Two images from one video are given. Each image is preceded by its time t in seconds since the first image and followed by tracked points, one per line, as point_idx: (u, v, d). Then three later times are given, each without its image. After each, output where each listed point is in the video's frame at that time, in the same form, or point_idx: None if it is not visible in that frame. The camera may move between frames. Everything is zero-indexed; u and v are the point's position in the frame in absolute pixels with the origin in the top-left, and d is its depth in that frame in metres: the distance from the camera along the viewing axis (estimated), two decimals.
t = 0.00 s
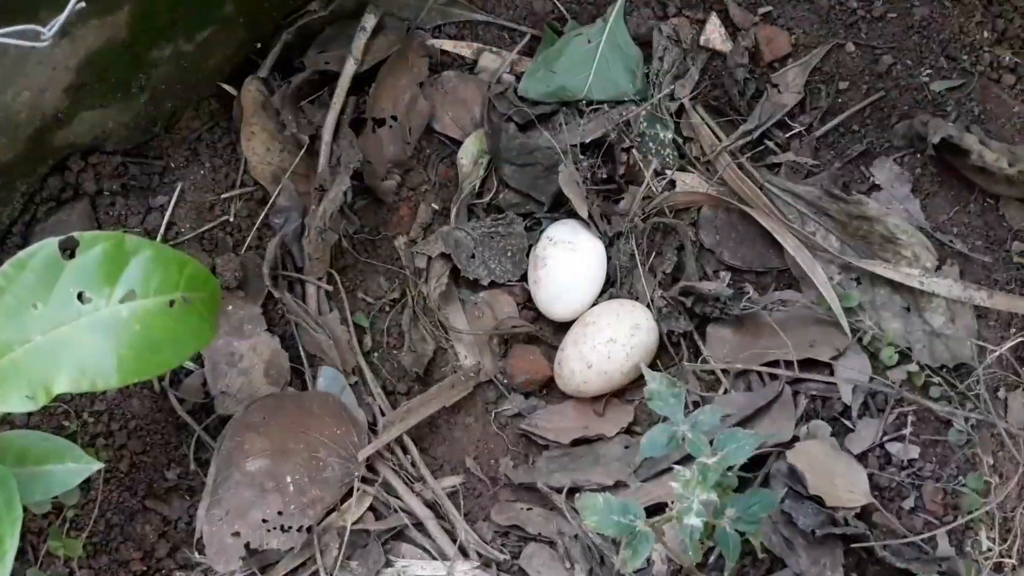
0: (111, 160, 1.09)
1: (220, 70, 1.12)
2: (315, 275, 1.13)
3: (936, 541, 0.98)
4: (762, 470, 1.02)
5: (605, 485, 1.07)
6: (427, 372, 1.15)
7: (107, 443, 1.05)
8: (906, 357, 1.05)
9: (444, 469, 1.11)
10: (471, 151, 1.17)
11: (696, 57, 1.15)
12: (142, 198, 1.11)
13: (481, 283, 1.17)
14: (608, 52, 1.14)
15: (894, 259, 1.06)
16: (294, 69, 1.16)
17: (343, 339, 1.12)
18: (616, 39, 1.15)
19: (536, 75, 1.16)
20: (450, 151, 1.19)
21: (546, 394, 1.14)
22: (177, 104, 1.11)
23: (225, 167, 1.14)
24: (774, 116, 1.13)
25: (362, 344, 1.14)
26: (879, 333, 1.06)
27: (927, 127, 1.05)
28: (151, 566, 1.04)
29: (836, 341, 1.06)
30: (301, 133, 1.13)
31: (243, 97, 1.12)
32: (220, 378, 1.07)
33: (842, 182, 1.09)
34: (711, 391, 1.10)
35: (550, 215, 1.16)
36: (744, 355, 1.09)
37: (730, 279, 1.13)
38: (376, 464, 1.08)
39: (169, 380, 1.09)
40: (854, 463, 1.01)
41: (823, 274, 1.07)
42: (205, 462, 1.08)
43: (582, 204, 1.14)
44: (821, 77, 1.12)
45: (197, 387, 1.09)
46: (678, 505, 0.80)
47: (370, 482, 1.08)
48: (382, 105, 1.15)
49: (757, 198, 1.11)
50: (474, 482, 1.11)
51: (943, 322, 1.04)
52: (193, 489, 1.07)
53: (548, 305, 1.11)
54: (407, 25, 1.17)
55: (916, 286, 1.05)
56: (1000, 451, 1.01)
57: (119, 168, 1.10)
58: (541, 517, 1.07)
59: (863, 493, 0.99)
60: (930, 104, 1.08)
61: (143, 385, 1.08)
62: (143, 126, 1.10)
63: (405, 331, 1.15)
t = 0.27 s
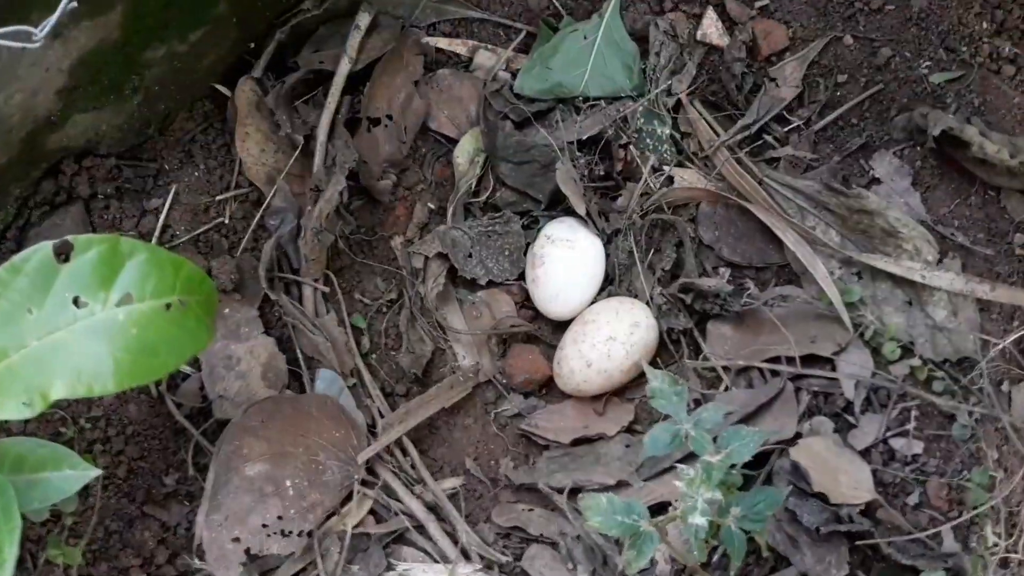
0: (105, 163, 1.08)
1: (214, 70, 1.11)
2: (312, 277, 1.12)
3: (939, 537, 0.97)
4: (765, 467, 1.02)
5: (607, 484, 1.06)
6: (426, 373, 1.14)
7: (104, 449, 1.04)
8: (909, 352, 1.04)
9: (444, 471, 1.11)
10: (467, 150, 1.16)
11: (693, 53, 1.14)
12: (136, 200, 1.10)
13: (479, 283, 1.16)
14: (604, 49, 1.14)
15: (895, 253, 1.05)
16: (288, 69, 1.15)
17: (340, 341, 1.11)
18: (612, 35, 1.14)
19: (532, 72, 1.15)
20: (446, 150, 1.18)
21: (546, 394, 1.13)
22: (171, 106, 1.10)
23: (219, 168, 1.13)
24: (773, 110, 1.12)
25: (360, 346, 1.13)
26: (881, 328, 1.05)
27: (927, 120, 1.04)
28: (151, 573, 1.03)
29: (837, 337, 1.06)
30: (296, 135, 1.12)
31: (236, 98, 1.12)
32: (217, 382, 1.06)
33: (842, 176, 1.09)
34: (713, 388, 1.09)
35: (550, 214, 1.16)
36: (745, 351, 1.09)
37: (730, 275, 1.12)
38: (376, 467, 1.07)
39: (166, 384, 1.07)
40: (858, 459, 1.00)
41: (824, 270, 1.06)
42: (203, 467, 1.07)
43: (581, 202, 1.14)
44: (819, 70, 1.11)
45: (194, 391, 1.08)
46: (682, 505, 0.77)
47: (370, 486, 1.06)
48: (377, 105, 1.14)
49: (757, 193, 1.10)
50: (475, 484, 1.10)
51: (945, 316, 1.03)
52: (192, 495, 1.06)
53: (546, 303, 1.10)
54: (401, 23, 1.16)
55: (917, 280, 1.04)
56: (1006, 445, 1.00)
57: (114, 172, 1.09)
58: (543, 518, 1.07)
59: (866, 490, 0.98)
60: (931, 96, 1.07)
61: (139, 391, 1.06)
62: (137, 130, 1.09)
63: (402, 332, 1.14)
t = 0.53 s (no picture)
0: (98, 166, 1.06)
1: (207, 70, 1.09)
2: (309, 278, 1.10)
3: (949, 534, 0.96)
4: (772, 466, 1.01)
5: (611, 485, 1.05)
6: (425, 374, 1.13)
7: (101, 456, 1.02)
8: (915, 346, 1.03)
9: (446, 473, 1.09)
10: (465, 147, 1.15)
11: (692, 47, 1.13)
12: (130, 203, 1.08)
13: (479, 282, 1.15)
14: (601, 43, 1.12)
15: (899, 247, 1.04)
16: (283, 69, 1.13)
17: (339, 343, 1.09)
18: (610, 30, 1.12)
19: (530, 68, 1.13)
20: (444, 148, 1.17)
21: (549, 393, 1.13)
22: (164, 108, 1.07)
23: (214, 170, 1.11)
24: (774, 105, 1.11)
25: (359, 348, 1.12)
26: (886, 323, 1.04)
27: (930, 112, 1.03)
28: None
29: (841, 333, 1.05)
30: (291, 134, 1.10)
31: (232, 102, 1.09)
32: (215, 386, 1.04)
33: (844, 171, 1.07)
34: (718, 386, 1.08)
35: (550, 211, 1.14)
36: (749, 348, 1.08)
37: (733, 272, 1.12)
38: (377, 470, 1.06)
39: (163, 389, 1.06)
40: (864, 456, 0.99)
41: (828, 266, 1.05)
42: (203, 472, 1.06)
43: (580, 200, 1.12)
44: (819, 63, 1.10)
45: (192, 396, 1.07)
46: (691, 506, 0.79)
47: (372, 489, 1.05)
48: (373, 102, 1.13)
49: (759, 189, 1.09)
50: (477, 485, 1.08)
51: (951, 311, 1.02)
52: (191, 499, 1.05)
53: (547, 303, 1.09)
54: (396, 21, 1.15)
55: (921, 275, 1.03)
56: (1014, 440, 0.99)
57: (105, 174, 1.07)
58: (546, 519, 1.05)
59: (874, 487, 0.97)
60: (934, 88, 1.05)
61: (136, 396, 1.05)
62: (131, 132, 1.06)
63: (401, 332, 1.13)
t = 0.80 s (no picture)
0: (88, 168, 1.03)
1: (201, 69, 1.07)
2: (306, 280, 1.08)
3: (963, 531, 0.94)
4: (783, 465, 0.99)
5: (618, 487, 1.03)
6: (426, 377, 1.10)
7: (95, 465, 0.99)
8: (924, 342, 1.02)
9: (449, 477, 1.07)
10: (464, 147, 1.13)
11: (694, 41, 1.11)
12: (123, 206, 1.06)
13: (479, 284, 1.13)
14: (601, 39, 1.10)
15: (906, 240, 1.03)
16: (278, 68, 1.11)
17: (338, 347, 1.07)
18: (610, 24, 1.10)
19: (528, 64, 1.11)
20: (442, 147, 1.15)
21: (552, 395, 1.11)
22: (157, 108, 1.05)
23: (208, 171, 1.09)
24: (777, 99, 1.09)
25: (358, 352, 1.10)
26: (894, 318, 1.03)
27: (936, 104, 1.01)
28: None
29: (848, 329, 1.03)
30: (288, 135, 1.08)
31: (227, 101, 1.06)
32: (212, 391, 1.02)
33: (849, 165, 1.06)
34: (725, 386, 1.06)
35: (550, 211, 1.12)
36: (755, 346, 1.06)
37: (737, 269, 1.10)
38: (379, 475, 1.03)
39: (158, 396, 1.03)
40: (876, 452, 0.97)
41: (835, 260, 1.04)
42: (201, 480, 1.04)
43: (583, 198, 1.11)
44: (822, 56, 1.09)
45: (189, 402, 1.04)
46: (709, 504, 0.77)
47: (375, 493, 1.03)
48: (370, 101, 1.11)
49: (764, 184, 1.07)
50: (481, 490, 1.06)
51: (960, 305, 1.01)
52: (188, 508, 1.03)
53: (549, 303, 1.07)
54: (393, 18, 1.13)
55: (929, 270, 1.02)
56: None
57: (95, 175, 1.04)
58: (553, 524, 1.03)
59: (888, 483, 0.95)
60: (938, 79, 1.04)
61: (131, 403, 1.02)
62: (123, 133, 1.04)
63: (401, 336, 1.10)
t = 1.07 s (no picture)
0: (80, 167, 1.01)
1: (197, 65, 1.05)
2: (304, 281, 1.04)
3: (982, 526, 0.93)
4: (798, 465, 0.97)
5: (628, 490, 0.99)
6: (428, 381, 1.07)
7: (88, 475, 0.96)
8: (937, 335, 1.01)
9: (454, 483, 1.04)
10: (461, 145, 1.09)
11: (697, 34, 1.10)
12: (116, 206, 1.03)
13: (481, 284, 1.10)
14: (604, 32, 1.09)
15: (916, 233, 1.02)
16: (275, 62, 1.10)
17: (340, 350, 1.03)
18: (614, 18, 1.09)
19: (530, 58, 1.09)
20: (441, 144, 1.12)
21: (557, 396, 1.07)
22: (152, 104, 1.04)
23: (204, 169, 1.07)
24: (783, 92, 1.08)
25: (359, 355, 1.06)
26: (906, 311, 1.01)
27: (944, 94, 1.00)
28: None
29: (859, 324, 1.01)
30: (285, 133, 1.06)
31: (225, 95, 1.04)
32: (211, 396, 0.99)
33: (857, 157, 1.05)
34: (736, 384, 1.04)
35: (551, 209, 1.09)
36: (764, 343, 1.03)
37: (744, 266, 1.07)
38: (384, 481, 1.00)
39: (154, 403, 1.00)
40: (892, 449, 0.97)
41: (845, 254, 1.02)
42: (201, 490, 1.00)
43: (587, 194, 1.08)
44: (827, 48, 1.08)
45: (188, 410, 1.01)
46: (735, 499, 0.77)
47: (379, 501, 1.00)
48: (368, 96, 1.08)
49: (771, 178, 1.05)
50: (488, 495, 1.03)
51: (972, 297, 0.99)
52: (186, 519, 0.99)
53: (553, 304, 1.04)
54: (392, 12, 1.11)
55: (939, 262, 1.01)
56: None
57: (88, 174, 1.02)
58: (563, 527, 1.00)
59: (905, 480, 0.95)
60: (944, 70, 1.03)
61: (126, 410, 0.99)
62: (116, 130, 1.02)
63: (402, 338, 1.07)
